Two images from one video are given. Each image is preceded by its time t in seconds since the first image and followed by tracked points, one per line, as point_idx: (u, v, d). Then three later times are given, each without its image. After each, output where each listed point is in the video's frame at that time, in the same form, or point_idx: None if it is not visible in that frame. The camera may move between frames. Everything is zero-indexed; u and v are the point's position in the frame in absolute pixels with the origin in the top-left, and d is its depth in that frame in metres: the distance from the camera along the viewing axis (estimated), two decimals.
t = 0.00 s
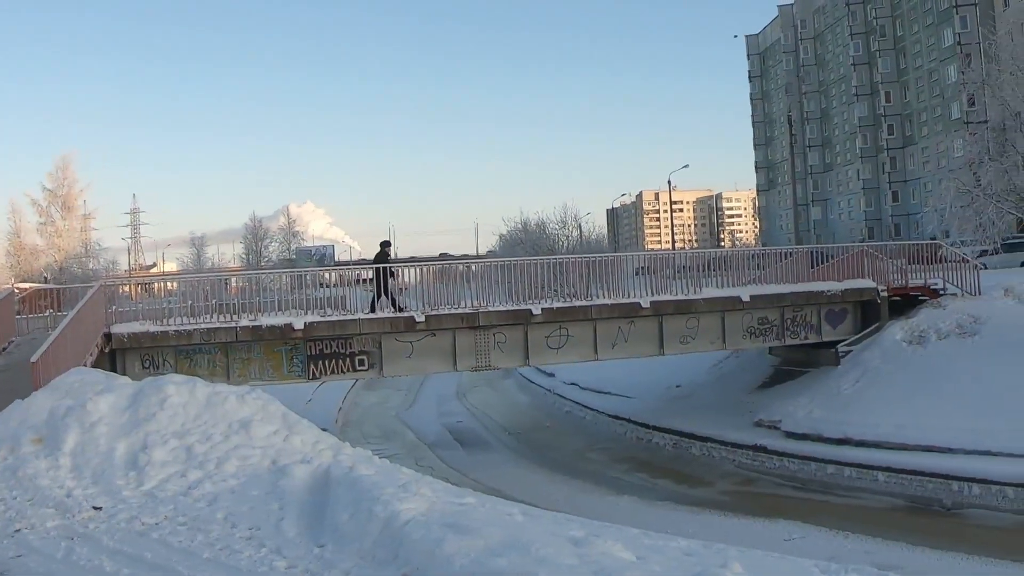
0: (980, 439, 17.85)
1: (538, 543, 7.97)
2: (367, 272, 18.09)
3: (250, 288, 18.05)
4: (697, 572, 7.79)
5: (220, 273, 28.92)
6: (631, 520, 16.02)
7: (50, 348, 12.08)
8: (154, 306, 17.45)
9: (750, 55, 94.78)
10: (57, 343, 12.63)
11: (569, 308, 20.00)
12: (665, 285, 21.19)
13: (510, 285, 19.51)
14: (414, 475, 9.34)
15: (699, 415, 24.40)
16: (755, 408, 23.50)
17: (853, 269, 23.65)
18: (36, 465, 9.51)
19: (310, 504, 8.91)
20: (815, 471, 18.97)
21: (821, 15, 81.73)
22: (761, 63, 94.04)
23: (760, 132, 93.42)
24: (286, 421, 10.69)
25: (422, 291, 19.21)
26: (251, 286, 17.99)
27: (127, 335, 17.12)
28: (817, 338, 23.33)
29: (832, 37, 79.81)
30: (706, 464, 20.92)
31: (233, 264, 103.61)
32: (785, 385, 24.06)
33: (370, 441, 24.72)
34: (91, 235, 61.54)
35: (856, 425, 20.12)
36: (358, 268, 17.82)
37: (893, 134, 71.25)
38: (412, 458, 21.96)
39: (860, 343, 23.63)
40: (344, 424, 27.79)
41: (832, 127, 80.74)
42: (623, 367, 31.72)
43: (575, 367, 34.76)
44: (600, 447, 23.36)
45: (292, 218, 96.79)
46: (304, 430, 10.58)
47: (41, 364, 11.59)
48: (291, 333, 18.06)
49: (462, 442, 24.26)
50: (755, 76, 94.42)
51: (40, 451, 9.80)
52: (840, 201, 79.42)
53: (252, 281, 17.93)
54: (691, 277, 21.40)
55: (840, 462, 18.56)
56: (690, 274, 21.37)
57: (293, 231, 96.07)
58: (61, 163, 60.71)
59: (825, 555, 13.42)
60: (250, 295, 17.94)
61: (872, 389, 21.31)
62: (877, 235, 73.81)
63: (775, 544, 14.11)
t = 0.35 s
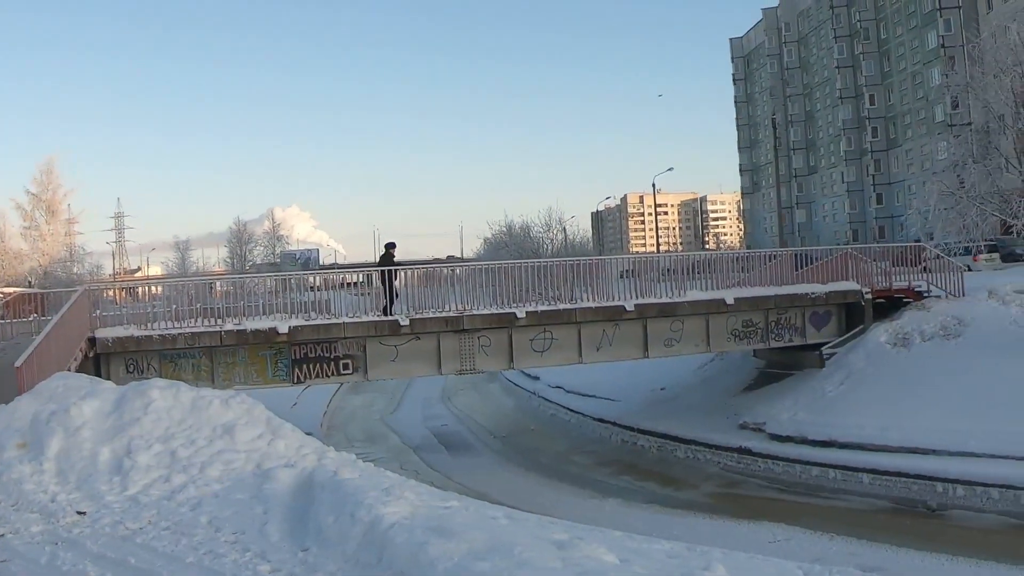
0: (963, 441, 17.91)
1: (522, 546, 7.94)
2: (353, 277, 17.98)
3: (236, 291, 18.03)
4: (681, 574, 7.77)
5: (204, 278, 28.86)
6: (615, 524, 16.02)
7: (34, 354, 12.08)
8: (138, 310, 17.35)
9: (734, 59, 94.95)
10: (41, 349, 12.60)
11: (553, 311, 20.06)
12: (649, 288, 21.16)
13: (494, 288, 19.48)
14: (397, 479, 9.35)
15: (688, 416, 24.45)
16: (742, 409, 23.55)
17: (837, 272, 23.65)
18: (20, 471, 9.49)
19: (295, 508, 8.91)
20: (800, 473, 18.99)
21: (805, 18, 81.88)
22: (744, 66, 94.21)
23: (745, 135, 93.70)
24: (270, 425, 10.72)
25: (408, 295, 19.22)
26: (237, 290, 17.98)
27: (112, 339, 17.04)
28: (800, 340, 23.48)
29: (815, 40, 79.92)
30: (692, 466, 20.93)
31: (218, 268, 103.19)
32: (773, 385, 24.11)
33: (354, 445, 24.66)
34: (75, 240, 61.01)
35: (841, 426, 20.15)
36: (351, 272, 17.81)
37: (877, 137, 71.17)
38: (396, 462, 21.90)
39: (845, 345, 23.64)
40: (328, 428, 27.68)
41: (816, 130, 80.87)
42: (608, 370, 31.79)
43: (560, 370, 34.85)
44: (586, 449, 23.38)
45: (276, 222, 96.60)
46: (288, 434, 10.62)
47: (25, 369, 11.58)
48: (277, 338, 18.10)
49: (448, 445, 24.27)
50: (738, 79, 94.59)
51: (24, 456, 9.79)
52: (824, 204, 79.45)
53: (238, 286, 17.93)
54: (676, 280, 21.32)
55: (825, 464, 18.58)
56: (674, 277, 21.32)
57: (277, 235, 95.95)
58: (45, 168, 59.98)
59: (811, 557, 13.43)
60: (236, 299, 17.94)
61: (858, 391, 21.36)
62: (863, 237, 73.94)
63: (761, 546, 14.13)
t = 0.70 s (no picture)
0: (951, 443, 17.96)
1: (509, 549, 7.91)
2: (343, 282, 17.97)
3: (225, 296, 17.92)
4: None
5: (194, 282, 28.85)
6: (604, 529, 16.01)
7: (23, 360, 12.12)
8: (127, 315, 17.33)
9: (723, 63, 95.14)
10: (29, 355, 12.62)
11: (541, 315, 20.10)
12: (638, 291, 21.21)
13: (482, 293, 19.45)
14: (384, 485, 9.36)
15: (679, 419, 24.48)
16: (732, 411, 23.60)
17: (825, 275, 23.56)
18: (7, 476, 9.49)
19: (282, 514, 8.91)
20: (789, 476, 19.00)
21: (793, 22, 82.14)
22: (732, 70, 94.40)
23: (733, 139, 93.88)
24: (258, 430, 10.75)
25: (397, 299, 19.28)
26: (226, 295, 17.86)
27: (100, 344, 16.99)
28: (788, 344, 23.58)
29: (803, 43, 80.14)
30: (682, 470, 20.94)
31: (207, 273, 102.84)
32: (763, 388, 24.14)
33: (343, 449, 24.63)
34: (64, 244, 59.63)
35: (829, 429, 20.17)
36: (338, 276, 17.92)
37: (865, 141, 71.17)
38: (385, 467, 21.85)
39: (833, 348, 23.74)
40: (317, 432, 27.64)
41: (804, 134, 81.01)
42: (596, 374, 31.85)
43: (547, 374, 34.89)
44: (576, 453, 23.40)
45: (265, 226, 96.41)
46: (276, 439, 10.65)
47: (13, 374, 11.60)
48: (264, 342, 18.02)
49: (437, 449, 24.28)
50: (726, 83, 94.76)
51: (11, 461, 9.79)
52: (812, 209, 79.39)
53: (227, 290, 17.81)
54: (665, 284, 21.34)
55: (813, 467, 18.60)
56: (663, 281, 21.32)
57: (265, 241, 95.96)
58: (34, 173, 59.24)
59: (799, 560, 13.44)
60: (224, 304, 17.81)
61: (847, 393, 21.41)
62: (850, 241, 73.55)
63: (748, 550, 14.15)
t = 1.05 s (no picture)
0: (938, 445, 18.01)
1: (495, 553, 7.91)
2: (331, 285, 17.91)
3: (213, 301, 18.02)
4: None
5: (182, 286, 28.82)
6: (592, 533, 16.00)
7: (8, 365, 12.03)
8: (115, 320, 17.33)
9: (710, 66, 95.26)
10: (15, 360, 12.53)
11: (529, 320, 20.09)
12: (627, 295, 21.16)
13: (471, 296, 19.46)
14: (370, 490, 9.38)
15: (668, 422, 24.53)
16: (721, 413, 23.66)
17: (813, 279, 23.72)
18: None
19: (268, 518, 8.92)
20: (776, 479, 19.01)
21: (781, 25, 82.21)
22: (720, 73, 94.52)
23: (721, 142, 93.96)
24: (244, 435, 10.79)
25: (385, 303, 19.27)
26: (214, 300, 17.97)
27: (87, 349, 17.06)
28: (775, 347, 23.59)
29: (791, 46, 80.18)
30: (669, 473, 20.96)
31: (194, 277, 102.48)
32: (752, 390, 24.17)
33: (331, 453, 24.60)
34: (52, 249, 59.75)
35: (816, 433, 20.20)
36: (327, 282, 17.82)
37: (852, 143, 71.12)
38: (372, 472, 21.83)
39: (820, 351, 23.74)
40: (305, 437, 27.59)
41: (791, 137, 81.09)
42: (584, 377, 31.90)
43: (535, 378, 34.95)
44: (563, 457, 23.42)
45: (253, 231, 96.17)
46: (262, 444, 10.68)
47: None
48: (252, 347, 18.12)
49: (425, 453, 24.29)
50: (714, 87, 94.88)
51: None
52: (799, 212, 79.40)
53: (214, 295, 17.90)
54: (653, 287, 21.39)
55: (800, 470, 18.62)
56: (651, 284, 21.38)
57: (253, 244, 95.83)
58: (21, 179, 59.09)
59: (788, 562, 13.43)
60: (212, 308, 17.89)
61: (833, 396, 21.46)
62: (837, 243, 73.58)
63: (737, 553, 14.15)
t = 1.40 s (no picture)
0: (925, 444, 18.03)
1: (481, 554, 7.92)
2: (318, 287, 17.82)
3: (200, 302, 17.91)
4: None
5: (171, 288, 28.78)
6: (581, 533, 15.99)
7: None
8: (102, 322, 17.30)
9: (697, 66, 95.31)
10: None
11: (516, 320, 20.10)
12: (614, 295, 21.20)
13: (458, 297, 19.50)
14: (356, 492, 9.40)
15: (656, 421, 24.57)
16: (709, 412, 23.71)
17: (800, 279, 23.69)
18: None
19: (254, 520, 8.95)
20: (764, 479, 19.03)
21: (768, 26, 82.31)
22: (707, 74, 94.55)
23: (708, 142, 93.98)
24: (230, 437, 10.82)
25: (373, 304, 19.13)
26: (200, 300, 17.83)
27: (74, 352, 17.06)
28: (762, 347, 23.60)
29: (778, 47, 80.18)
30: (657, 474, 20.97)
31: (183, 279, 102.32)
32: (739, 390, 24.22)
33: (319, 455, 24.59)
34: (39, 251, 59.79)
35: (803, 433, 20.22)
36: (314, 284, 17.72)
37: (839, 143, 71.24)
38: (359, 473, 21.82)
39: (807, 350, 23.78)
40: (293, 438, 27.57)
41: (778, 137, 81.10)
42: (572, 377, 31.96)
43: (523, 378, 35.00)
44: (551, 458, 23.45)
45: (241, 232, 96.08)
46: (248, 446, 10.72)
47: None
48: (239, 348, 18.18)
49: (413, 455, 24.30)
50: (701, 87, 94.91)
51: None
52: (787, 212, 79.37)
53: (201, 296, 17.80)
54: (641, 288, 21.37)
55: (788, 470, 18.65)
56: (638, 285, 21.38)
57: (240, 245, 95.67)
58: (7, 180, 59.09)
59: (777, 562, 13.43)
60: (198, 310, 17.77)
61: (819, 396, 21.49)
62: (824, 243, 73.57)
63: (726, 552, 14.15)
